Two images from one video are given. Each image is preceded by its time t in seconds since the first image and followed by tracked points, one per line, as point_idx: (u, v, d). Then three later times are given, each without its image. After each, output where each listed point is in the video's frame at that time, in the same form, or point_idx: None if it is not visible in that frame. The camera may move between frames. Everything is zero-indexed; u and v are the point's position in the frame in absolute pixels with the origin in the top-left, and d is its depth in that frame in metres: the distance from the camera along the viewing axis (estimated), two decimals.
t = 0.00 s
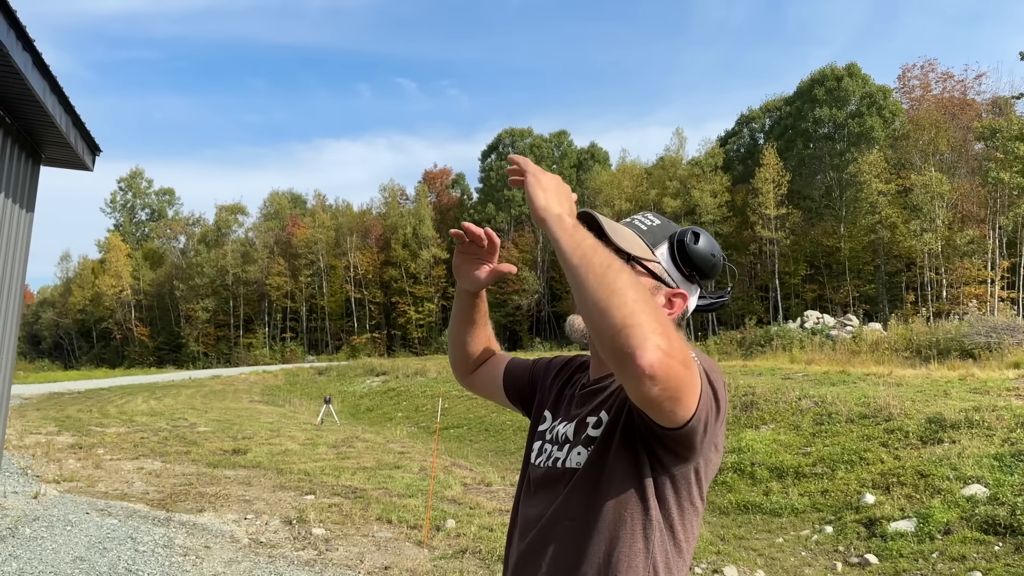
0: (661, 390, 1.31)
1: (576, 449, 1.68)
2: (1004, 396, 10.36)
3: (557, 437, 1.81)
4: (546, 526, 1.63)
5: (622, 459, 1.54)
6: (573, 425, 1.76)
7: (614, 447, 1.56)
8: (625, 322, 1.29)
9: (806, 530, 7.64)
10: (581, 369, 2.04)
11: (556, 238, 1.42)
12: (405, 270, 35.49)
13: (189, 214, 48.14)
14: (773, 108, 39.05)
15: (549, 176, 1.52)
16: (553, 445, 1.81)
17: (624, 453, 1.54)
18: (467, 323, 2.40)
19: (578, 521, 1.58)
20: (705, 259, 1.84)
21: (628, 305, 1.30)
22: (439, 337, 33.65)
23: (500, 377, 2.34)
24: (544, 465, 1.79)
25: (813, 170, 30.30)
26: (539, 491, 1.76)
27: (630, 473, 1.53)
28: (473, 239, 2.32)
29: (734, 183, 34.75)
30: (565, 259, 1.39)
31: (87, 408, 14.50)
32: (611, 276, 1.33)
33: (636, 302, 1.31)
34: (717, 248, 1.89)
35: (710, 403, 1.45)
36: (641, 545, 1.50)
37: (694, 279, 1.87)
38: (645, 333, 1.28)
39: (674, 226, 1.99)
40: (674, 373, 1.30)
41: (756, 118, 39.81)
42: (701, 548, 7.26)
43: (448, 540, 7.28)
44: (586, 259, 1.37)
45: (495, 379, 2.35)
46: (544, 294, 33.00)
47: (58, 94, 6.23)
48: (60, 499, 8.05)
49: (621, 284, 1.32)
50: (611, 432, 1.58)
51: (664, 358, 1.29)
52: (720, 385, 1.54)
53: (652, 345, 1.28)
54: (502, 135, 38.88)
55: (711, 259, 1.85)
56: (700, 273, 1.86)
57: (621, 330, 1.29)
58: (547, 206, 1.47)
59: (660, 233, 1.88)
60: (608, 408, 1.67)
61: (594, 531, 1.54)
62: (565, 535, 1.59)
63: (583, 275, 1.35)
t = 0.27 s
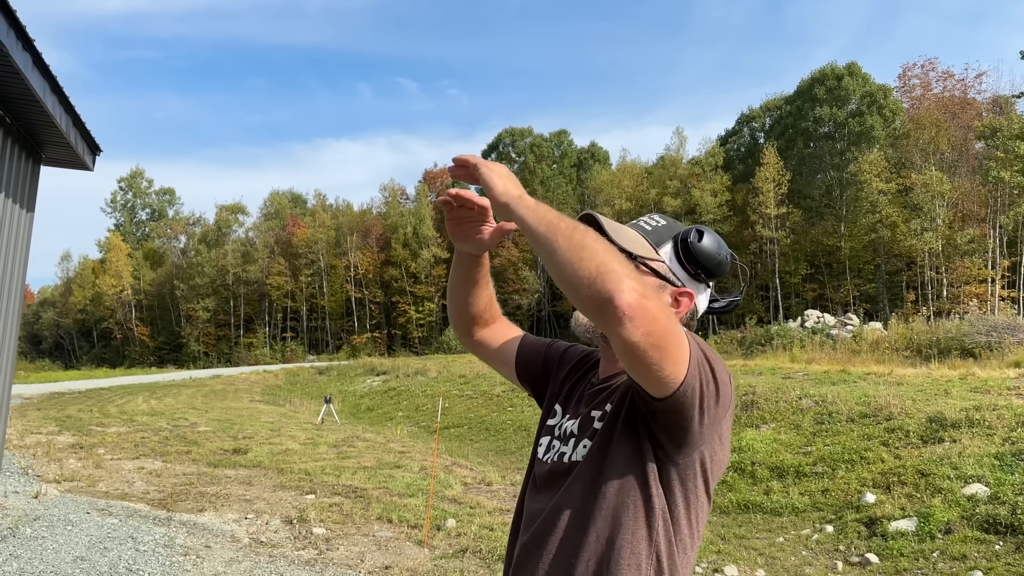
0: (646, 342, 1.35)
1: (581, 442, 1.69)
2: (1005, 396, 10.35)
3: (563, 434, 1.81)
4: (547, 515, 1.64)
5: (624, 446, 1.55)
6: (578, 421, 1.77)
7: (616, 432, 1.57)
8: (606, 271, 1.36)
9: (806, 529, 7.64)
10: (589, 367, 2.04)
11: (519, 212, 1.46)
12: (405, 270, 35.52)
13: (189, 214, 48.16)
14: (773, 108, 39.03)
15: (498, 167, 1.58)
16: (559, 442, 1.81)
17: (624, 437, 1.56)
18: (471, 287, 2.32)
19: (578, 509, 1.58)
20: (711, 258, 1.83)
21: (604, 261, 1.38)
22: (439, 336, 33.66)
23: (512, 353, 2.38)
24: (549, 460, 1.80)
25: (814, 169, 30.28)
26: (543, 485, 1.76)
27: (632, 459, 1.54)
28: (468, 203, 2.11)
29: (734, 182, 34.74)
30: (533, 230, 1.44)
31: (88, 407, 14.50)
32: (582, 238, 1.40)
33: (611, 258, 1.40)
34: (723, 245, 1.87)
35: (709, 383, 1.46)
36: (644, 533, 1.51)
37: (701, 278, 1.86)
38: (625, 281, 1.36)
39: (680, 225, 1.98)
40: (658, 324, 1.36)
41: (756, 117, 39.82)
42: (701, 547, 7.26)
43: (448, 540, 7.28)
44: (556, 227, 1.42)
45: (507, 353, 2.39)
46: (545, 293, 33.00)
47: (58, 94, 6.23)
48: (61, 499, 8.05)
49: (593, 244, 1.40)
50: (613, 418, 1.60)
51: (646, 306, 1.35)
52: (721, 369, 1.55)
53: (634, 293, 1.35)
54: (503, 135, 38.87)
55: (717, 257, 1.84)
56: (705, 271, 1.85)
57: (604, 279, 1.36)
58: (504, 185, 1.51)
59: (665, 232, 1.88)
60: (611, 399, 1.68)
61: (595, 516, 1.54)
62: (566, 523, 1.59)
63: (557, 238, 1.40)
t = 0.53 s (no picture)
0: (669, 329, 1.29)
1: (585, 440, 1.68)
2: (1005, 394, 10.35)
3: (567, 433, 1.81)
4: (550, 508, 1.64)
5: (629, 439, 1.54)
6: (583, 421, 1.76)
7: (618, 425, 1.57)
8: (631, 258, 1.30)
9: (806, 529, 7.63)
10: (593, 366, 2.04)
11: (543, 177, 1.39)
12: (405, 269, 35.52)
13: (189, 214, 48.14)
14: (773, 107, 39.02)
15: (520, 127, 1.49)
16: (563, 442, 1.80)
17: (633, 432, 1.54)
18: (465, 273, 2.43)
19: (584, 502, 1.57)
20: (716, 257, 1.82)
21: (632, 241, 1.32)
22: (438, 336, 33.67)
23: (520, 350, 2.40)
24: (553, 458, 1.79)
25: (814, 168, 30.26)
26: (547, 480, 1.75)
27: (639, 455, 1.53)
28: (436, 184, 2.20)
29: (734, 181, 34.72)
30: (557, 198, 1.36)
31: (87, 407, 14.49)
32: (608, 213, 1.33)
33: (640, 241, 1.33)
34: (727, 244, 1.87)
35: (721, 379, 1.44)
36: (648, 528, 1.51)
37: (703, 277, 1.86)
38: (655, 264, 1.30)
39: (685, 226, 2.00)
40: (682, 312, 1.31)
41: (756, 116, 39.81)
42: (701, 546, 7.25)
43: (448, 539, 7.27)
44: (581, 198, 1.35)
45: (514, 352, 2.41)
46: (544, 293, 32.99)
47: (57, 93, 6.22)
48: (61, 499, 8.05)
49: (620, 221, 1.34)
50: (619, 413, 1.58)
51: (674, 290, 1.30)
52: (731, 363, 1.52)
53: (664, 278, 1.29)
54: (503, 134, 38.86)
55: (721, 257, 1.83)
56: (708, 272, 1.84)
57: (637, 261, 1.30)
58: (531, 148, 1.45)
59: (668, 233, 1.90)
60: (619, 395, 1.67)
61: (600, 510, 1.54)
62: (570, 517, 1.59)
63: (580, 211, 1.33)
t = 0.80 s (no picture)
0: (687, 337, 1.28)
1: (586, 436, 1.68)
2: (1004, 393, 10.36)
3: (569, 431, 1.80)
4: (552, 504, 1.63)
5: (633, 436, 1.53)
6: (584, 419, 1.75)
7: (622, 424, 1.55)
8: (671, 265, 1.23)
9: (806, 527, 7.64)
10: (594, 365, 2.03)
11: (589, 146, 1.26)
12: (404, 269, 35.52)
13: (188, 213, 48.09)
14: (772, 106, 39.00)
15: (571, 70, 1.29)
16: (565, 439, 1.80)
17: (636, 431, 1.53)
18: (449, 272, 2.58)
19: (587, 499, 1.57)
20: (717, 254, 1.82)
21: (671, 243, 1.24)
22: (438, 335, 33.68)
23: (524, 349, 2.43)
24: (556, 456, 1.79)
25: (814, 167, 30.20)
26: (550, 477, 1.75)
27: (642, 453, 1.52)
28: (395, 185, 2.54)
29: (734, 180, 34.72)
30: (598, 176, 1.25)
31: (87, 407, 14.49)
32: (652, 207, 1.24)
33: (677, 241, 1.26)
34: (726, 241, 1.86)
35: (729, 378, 1.43)
36: (652, 525, 1.50)
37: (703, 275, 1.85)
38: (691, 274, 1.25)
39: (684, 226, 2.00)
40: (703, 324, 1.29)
41: (756, 115, 39.79)
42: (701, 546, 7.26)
43: (448, 538, 7.27)
44: (624, 181, 1.25)
45: (520, 350, 2.45)
46: (544, 292, 33.00)
47: (55, 92, 6.21)
48: (60, 498, 8.05)
49: (662, 215, 1.25)
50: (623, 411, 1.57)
51: (700, 302, 1.28)
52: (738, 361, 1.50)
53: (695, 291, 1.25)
54: (502, 133, 38.84)
55: (721, 255, 1.83)
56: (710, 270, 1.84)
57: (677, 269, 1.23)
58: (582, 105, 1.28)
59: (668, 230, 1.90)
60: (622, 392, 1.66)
61: (603, 506, 1.54)
62: (572, 513, 1.58)
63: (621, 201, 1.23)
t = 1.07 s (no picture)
0: (684, 336, 1.28)
1: (587, 434, 1.68)
2: (1004, 392, 10.35)
3: (570, 431, 1.80)
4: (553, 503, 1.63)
5: (633, 433, 1.53)
6: (585, 419, 1.75)
7: (622, 422, 1.55)
8: (663, 267, 1.22)
9: (805, 526, 7.64)
10: (595, 365, 2.03)
11: (578, 152, 1.24)
12: (404, 268, 35.53)
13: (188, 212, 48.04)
14: (772, 104, 38.97)
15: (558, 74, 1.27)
16: (566, 439, 1.80)
17: (636, 429, 1.53)
18: (449, 273, 2.58)
19: (588, 497, 1.56)
20: (719, 254, 1.80)
21: (665, 245, 1.23)
22: (438, 334, 33.69)
23: (525, 351, 2.43)
24: (557, 455, 1.79)
25: (813, 166, 30.18)
26: (551, 476, 1.75)
27: (643, 451, 1.52)
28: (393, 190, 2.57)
29: (733, 179, 34.70)
30: (589, 181, 1.24)
31: (86, 406, 14.48)
32: (644, 210, 1.23)
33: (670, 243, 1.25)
34: (726, 240, 1.86)
35: (728, 377, 1.43)
36: (653, 523, 1.50)
37: (703, 275, 1.84)
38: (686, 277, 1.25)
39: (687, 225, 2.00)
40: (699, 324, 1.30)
41: (756, 114, 39.75)
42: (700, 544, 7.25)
43: (447, 537, 7.27)
44: (614, 186, 1.23)
45: (520, 352, 2.44)
46: (544, 291, 32.99)
47: (54, 91, 6.20)
48: (60, 497, 8.04)
49: (653, 218, 1.24)
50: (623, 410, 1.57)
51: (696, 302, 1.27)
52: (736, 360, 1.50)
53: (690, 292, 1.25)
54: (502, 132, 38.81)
55: (721, 254, 1.83)
56: (711, 270, 1.83)
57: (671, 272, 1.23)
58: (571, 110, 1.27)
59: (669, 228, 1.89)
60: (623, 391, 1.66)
61: (604, 504, 1.53)
62: (573, 512, 1.58)
63: (612, 207, 1.22)
